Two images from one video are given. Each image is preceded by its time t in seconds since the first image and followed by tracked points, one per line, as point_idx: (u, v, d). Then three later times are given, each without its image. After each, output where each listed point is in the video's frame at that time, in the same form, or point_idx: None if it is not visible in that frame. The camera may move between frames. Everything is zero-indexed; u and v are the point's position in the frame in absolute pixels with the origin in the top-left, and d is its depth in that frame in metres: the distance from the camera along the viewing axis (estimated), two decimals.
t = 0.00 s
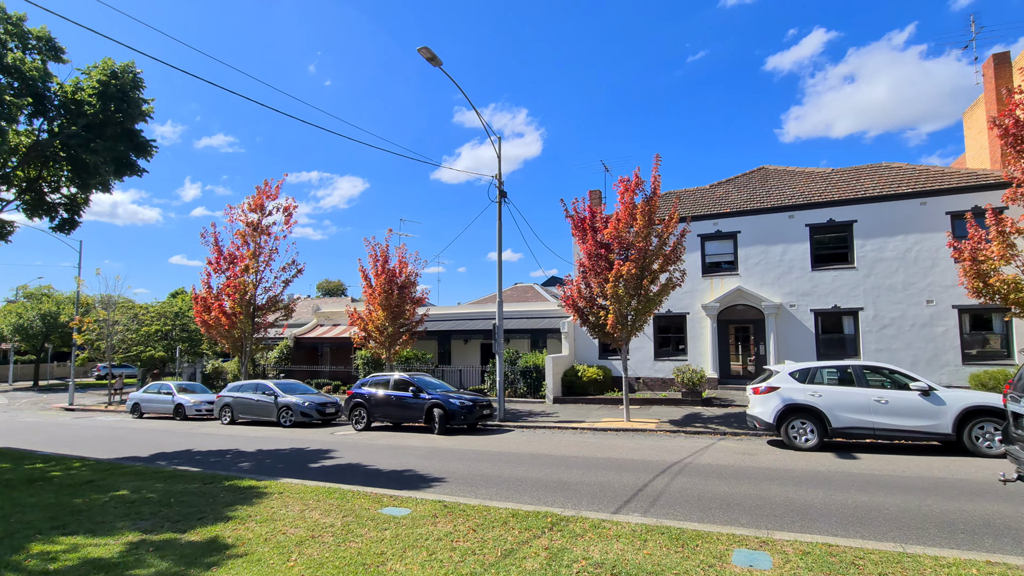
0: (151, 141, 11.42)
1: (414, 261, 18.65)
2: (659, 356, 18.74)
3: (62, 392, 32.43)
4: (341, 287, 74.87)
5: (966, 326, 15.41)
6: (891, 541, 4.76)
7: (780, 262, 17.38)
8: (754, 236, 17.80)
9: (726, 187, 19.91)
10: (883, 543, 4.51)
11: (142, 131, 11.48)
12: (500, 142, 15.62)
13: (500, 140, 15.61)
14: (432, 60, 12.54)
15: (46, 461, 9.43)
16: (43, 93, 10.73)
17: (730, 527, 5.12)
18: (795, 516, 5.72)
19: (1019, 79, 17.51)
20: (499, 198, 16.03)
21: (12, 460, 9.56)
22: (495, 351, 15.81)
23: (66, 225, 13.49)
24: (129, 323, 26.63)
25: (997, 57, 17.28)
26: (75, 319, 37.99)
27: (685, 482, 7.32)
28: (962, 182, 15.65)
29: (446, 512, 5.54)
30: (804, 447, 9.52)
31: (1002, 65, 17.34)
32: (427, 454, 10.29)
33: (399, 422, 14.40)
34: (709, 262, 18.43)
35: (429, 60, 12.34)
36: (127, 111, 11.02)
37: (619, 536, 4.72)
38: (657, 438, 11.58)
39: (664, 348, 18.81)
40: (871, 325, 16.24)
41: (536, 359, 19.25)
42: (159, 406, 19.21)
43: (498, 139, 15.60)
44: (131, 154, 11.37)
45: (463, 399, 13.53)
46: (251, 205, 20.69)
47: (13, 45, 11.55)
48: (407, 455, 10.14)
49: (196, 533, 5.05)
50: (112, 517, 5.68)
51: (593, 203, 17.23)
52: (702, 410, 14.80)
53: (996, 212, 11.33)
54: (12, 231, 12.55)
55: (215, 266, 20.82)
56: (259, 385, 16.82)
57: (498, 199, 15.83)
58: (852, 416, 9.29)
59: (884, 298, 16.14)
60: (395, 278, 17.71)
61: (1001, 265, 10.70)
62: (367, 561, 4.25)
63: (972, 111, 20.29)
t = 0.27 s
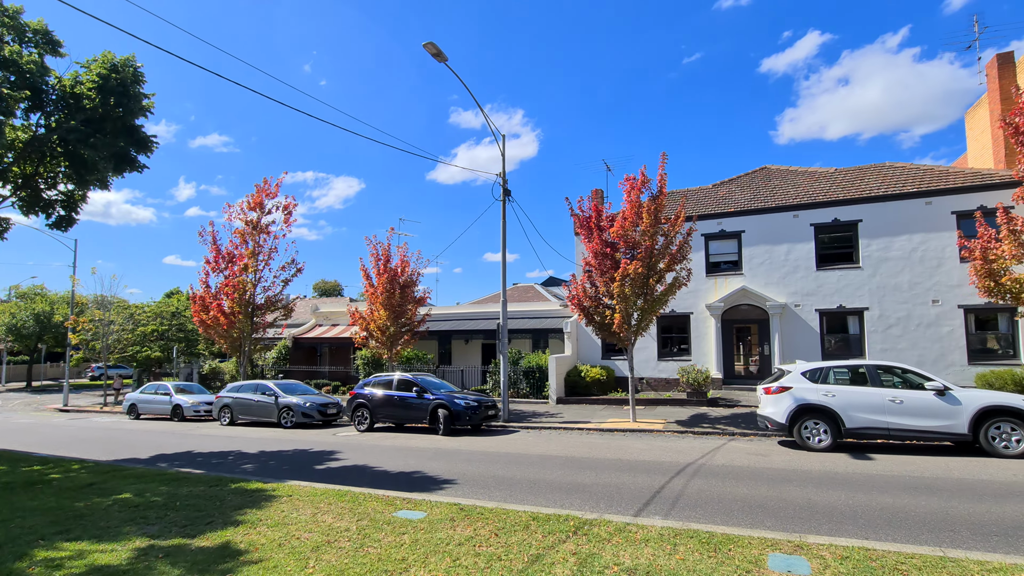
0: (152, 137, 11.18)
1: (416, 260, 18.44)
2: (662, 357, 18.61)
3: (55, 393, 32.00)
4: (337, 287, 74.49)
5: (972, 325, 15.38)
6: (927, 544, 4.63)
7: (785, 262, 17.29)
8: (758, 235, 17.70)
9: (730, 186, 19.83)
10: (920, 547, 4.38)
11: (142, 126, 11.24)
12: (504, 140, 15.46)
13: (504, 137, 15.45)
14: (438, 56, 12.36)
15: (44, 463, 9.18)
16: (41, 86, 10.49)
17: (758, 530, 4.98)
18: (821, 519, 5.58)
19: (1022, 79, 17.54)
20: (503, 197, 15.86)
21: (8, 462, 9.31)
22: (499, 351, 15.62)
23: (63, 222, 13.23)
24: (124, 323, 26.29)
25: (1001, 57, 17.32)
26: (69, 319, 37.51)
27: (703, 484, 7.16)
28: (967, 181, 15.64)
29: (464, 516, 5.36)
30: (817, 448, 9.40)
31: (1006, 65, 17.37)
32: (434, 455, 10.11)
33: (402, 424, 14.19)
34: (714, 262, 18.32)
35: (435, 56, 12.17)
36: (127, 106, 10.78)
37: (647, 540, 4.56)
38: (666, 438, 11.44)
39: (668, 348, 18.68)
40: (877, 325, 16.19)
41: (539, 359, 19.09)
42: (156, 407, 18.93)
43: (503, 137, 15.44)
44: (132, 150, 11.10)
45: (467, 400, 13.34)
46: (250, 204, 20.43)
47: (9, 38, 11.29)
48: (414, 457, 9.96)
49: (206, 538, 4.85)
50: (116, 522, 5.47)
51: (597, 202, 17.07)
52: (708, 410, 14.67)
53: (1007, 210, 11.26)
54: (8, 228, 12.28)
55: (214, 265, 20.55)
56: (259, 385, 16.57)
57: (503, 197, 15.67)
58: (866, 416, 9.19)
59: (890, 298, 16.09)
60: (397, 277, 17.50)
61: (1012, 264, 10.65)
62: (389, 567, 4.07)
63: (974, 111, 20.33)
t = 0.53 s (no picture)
0: (153, 132, 10.94)
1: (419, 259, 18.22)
2: (668, 357, 18.45)
3: (51, 394, 31.61)
4: (335, 288, 74.17)
5: (980, 325, 15.31)
6: (969, 550, 4.47)
7: (791, 261, 17.17)
8: (764, 235, 17.57)
9: (734, 186, 19.71)
10: (965, 553, 4.21)
11: (144, 121, 10.99)
12: (509, 138, 15.28)
13: (509, 135, 15.27)
14: (445, 51, 12.16)
15: (43, 466, 8.94)
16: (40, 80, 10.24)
17: (791, 535, 4.82)
18: (852, 523, 5.41)
19: None
20: (508, 195, 15.68)
21: (5, 465, 9.06)
22: (504, 351, 15.41)
23: (62, 220, 12.97)
24: (122, 323, 25.98)
25: (1007, 56, 17.28)
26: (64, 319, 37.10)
27: (723, 487, 6.99)
28: (975, 180, 15.58)
29: (486, 521, 5.17)
30: (833, 450, 9.26)
31: (1012, 64, 17.33)
32: (443, 457, 9.92)
33: (407, 425, 13.99)
34: (719, 261, 18.18)
35: (442, 51, 11.97)
36: (128, 100, 10.52)
37: (680, 547, 4.38)
38: (677, 440, 11.27)
39: (674, 348, 18.51)
40: (884, 325, 16.09)
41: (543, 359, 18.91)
42: (155, 408, 18.65)
43: (508, 135, 15.26)
44: (133, 145, 10.84)
45: (474, 400, 13.13)
46: (250, 202, 20.19)
47: (7, 32, 11.04)
48: (422, 459, 9.76)
49: (218, 545, 4.65)
50: (122, 528, 5.26)
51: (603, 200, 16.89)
52: (716, 411, 14.52)
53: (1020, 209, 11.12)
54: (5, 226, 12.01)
55: (213, 264, 20.28)
56: (260, 386, 16.33)
57: (508, 196, 15.48)
58: (884, 417, 9.05)
59: (897, 298, 16.00)
60: (400, 276, 17.27)
61: None
62: None
63: (979, 110, 20.30)
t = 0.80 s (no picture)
0: (159, 130, 10.79)
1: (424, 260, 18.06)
2: (674, 359, 18.30)
3: (49, 397, 31.29)
4: (334, 290, 74.00)
5: (990, 326, 15.23)
6: (1016, 557, 4.32)
7: (799, 262, 17.07)
8: (772, 235, 17.47)
9: (741, 186, 19.61)
10: (1015, 560, 4.07)
11: (149, 119, 10.83)
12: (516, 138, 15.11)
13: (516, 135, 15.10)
14: (453, 49, 11.97)
15: (47, 471, 8.74)
16: (44, 77, 10.06)
17: (829, 541, 4.67)
18: (886, 528, 5.27)
19: None
20: (515, 195, 15.52)
21: (8, 470, 8.86)
22: (511, 353, 15.24)
23: (64, 219, 12.77)
24: (122, 325, 25.75)
25: (1015, 57, 17.24)
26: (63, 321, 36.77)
27: (747, 491, 6.84)
28: (984, 181, 15.50)
29: (512, 528, 5.00)
30: (852, 452, 9.12)
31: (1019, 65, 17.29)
32: (454, 460, 9.75)
33: (414, 427, 13.81)
34: (727, 262, 18.06)
35: (450, 49, 11.78)
36: (134, 98, 10.36)
37: (718, 555, 4.23)
38: (690, 442, 11.12)
39: (681, 349, 18.37)
40: (894, 326, 15.99)
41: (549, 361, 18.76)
42: (156, 411, 18.42)
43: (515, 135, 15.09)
44: (138, 143, 10.67)
45: (483, 403, 12.96)
46: (253, 203, 20.00)
47: (9, 28, 10.84)
48: (434, 462, 9.60)
49: (237, 554, 4.47)
50: (134, 535, 5.08)
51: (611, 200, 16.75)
52: (725, 413, 14.38)
53: None
54: (7, 226, 11.80)
55: (216, 265, 20.09)
56: (264, 388, 16.14)
57: (515, 196, 15.32)
58: (903, 419, 8.93)
59: (907, 299, 15.90)
60: (405, 277, 17.10)
61: None
62: None
63: (985, 111, 20.26)
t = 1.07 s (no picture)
0: (163, 128, 10.63)
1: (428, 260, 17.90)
2: (680, 359, 18.19)
3: (46, 400, 30.92)
4: (332, 291, 73.70)
5: (998, 326, 15.18)
6: None
7: (806, 262, 17.00)
8: (778, 235, 17.39)
9: (745, 186, 19.55)
10: None
11: (152, 116, 10.66)
12: (522, 136, 15.00)
13: (522, 134, 14.98)
14: (461, 46, 11.86)
15: (50, 475, 8.53)
16: (45, 73, 9.86)
17: (866, 545, 4.54)
18: (919, 530, 5.16)
19: None
20: (522, 194, 15.39)
21: (9, 474, 8.66)
22: (518, 353, 15.08)
23: (64, 219, 12.56)
24: (120, 327, 25.46)
25: (1019, 56, 17.23)
26: (58, 323, 36.33)
27: (770, 493, 6.72)
28: (991, 180, 15.47)
29: (538, 533, 4.85)
30: (869, 453, 9.03)
31: None
32: (465, 462, 9.59)
33: (420, 429, 13.65)
34: (732, 262, 17.97)
35: (459, 47, 11.69)
36: (137, 94, 10.18)
37: (756, 560, 4.09)
38: (702, 444, 11.00)
39: (686, 350, 18.26)
40: (901, 326, 15.93)
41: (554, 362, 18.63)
42: (156, 413, 18.18)
43: (521, 133, 14.98)
44: (141, 141, 10.48)
45: (490, 404, 12.80)
46: (254, 203, 19.81)
47: (9, 24, 10.63)
48: (444, 464, 9.44)
49: (256, 561, 4.31)
50: (147, 542, 4.90)
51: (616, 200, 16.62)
52: (734, 414, 14.28)
53: None
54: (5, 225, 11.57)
55: (216, 266, 19.88)
56: (267, 390, 15.95)
57: (521, 195, 15.20)
58: (920, 419, 8.82)
59: (914, 298, 15.85)
60: (409, 277, 16.93)
61: None
62: None
63: (988, 111, 20.25)
